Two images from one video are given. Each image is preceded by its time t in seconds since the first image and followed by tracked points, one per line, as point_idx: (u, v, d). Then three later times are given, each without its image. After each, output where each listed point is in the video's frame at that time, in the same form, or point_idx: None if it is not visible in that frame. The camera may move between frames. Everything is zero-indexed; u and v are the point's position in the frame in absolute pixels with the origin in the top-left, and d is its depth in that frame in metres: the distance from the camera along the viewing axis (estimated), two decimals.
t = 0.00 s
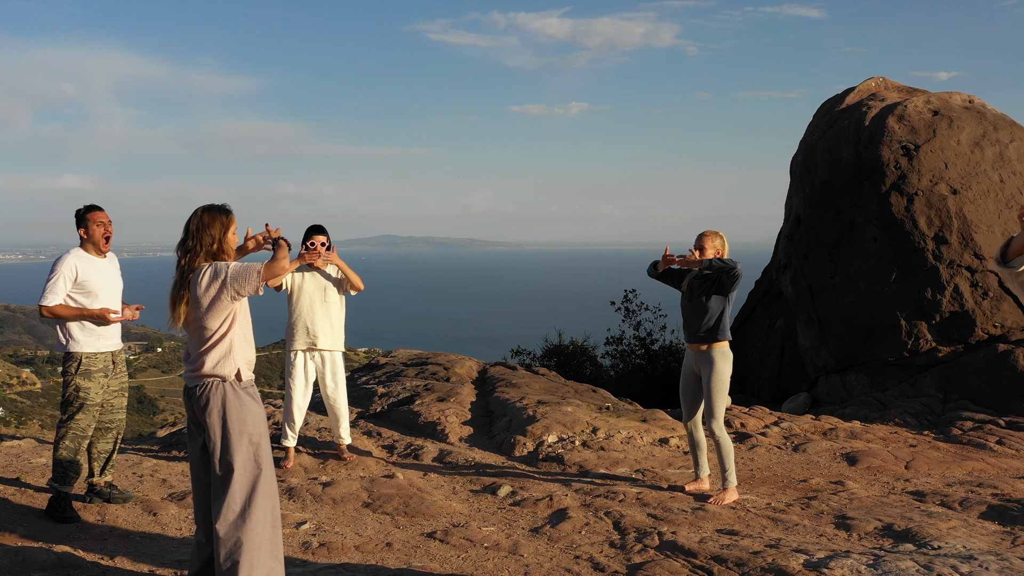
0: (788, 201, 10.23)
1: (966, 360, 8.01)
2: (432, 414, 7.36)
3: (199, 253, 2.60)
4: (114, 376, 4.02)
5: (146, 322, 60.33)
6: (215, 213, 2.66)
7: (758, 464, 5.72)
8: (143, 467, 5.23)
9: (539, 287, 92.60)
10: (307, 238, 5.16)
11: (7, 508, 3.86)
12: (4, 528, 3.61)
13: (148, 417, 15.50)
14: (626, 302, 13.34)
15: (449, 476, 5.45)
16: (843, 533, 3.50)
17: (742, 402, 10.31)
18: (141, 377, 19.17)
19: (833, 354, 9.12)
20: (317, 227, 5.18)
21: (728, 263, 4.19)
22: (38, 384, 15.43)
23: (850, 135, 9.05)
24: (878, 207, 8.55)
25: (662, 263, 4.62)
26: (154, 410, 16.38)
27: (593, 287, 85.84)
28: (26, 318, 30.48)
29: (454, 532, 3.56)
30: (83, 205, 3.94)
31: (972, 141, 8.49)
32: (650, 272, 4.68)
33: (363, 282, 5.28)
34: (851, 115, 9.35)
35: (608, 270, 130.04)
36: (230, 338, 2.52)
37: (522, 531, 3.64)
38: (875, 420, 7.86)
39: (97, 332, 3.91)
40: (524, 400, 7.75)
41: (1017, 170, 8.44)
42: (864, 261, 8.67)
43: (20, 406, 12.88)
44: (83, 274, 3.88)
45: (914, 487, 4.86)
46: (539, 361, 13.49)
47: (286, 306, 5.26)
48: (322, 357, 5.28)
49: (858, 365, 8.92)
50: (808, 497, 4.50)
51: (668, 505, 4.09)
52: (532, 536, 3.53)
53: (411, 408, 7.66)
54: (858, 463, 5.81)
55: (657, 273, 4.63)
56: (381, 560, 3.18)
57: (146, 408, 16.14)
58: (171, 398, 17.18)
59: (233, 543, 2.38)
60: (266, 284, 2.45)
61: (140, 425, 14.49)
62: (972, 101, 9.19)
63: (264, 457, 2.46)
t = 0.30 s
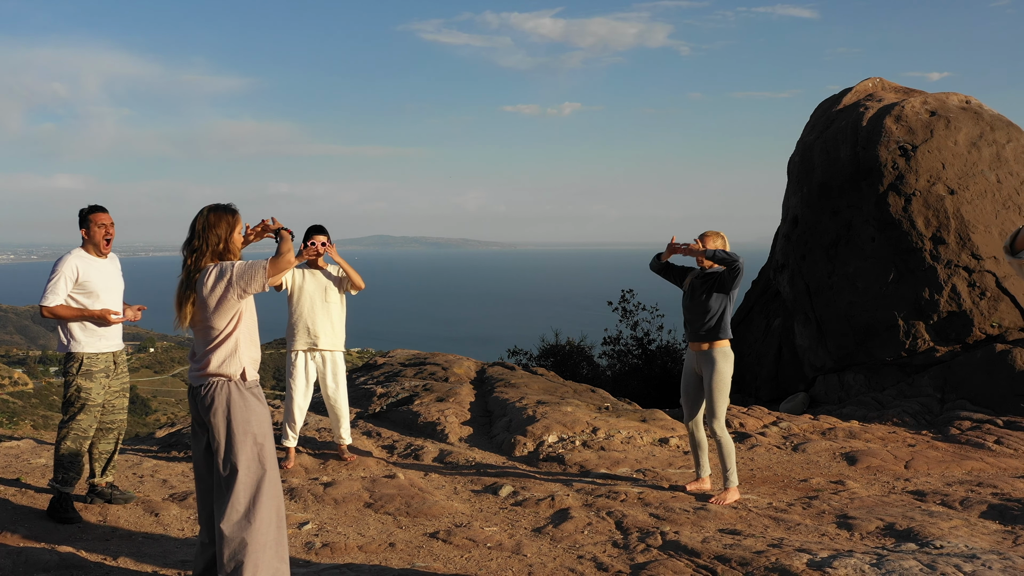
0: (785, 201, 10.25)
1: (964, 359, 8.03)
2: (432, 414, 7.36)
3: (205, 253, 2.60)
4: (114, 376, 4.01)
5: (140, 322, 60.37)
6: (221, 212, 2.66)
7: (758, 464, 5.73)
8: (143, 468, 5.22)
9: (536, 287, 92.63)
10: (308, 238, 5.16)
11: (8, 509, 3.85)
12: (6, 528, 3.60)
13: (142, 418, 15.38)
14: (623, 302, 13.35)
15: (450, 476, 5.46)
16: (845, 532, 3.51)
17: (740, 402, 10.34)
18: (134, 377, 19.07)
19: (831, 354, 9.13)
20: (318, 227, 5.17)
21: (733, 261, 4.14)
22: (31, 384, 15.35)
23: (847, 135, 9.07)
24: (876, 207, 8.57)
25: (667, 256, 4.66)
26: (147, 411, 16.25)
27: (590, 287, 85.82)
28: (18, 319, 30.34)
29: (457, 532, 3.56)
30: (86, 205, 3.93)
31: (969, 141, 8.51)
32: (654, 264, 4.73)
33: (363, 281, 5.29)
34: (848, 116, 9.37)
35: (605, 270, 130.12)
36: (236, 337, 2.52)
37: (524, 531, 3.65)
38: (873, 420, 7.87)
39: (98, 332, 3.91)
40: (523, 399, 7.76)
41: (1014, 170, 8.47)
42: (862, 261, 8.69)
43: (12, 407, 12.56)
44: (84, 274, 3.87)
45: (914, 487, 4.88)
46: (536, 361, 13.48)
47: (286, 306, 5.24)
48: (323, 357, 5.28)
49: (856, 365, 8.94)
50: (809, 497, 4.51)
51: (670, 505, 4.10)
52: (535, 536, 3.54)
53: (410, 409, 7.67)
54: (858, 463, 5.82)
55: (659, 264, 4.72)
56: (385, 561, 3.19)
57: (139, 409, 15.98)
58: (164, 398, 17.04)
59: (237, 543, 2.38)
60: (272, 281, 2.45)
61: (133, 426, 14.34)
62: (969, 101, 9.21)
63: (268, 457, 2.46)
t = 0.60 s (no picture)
0: (783, 202, 10.27)
1: (962, 360, 8.06)
2: (432, 414, 7.37)
3: (211, 253, 2.59)
4: (116, 377, 4.01)
5: (136, 322, 60.31)
6: (227, 212, 2.65)
7: (758, 463, 5.74)
8: (143, 468, 5.23)
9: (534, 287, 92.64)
10: (309, 239, 5.17)
11: (9, 510, 3.84)
12: (8, 529, 3.60)
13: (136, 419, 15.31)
14: (620, 302, 13.37)
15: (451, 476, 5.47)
16: (847, 532, 3.53)
17: (738, 402, 10.35)
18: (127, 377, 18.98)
19: (829, 354, 9.15)
20: (319, 227, 5.18)
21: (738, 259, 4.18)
22: (24, 384, 15.27)
23: (844, 136, 9.08)
24: (873, 207, 8.59)
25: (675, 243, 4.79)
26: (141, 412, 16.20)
27: (588, 287, 85.78)
28: (12, 319, 30.24)
29: (460, 532, 3.57)
30: (88, 205, 3.93)
31: (966, 142, 8.53)
32: (660, 254, 4.83)
33: (364, 281, 5.29)
34: (845, 116, 9.39)
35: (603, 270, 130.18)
36: (242, 338, 2.52)
37: (527, 531, 3.66)
38: (871, 420, 7.89)
39: (100, 333, 3.90)
40: (523, 400, 7.77)
41: (1011, 171, 8.50)
42: (860, 261, 8.71)
43: (4, 406, 12.43)
44: (86, 275, 3.87)
45: (914, 487, 4.89)
46: (533, 362, 13.46)
47: (287, 306, 5.24)
48: (324, 357, 5.28)
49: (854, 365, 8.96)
50: (810, 497, 4.52)
51: (671, 505, 4.10)
52: (538, 537, 3.54)
53: (409, 409, 7.67)
54: (858, 462, 5.84)
55: (664, 257, 4.82)
56: (388, 561, 3.19)
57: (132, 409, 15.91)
58: (158, 398, 16.94)
59: (243, 544, 2.38)
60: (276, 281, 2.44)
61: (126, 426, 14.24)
62: (966, 102, 9.24)
63: (273, 458, 2.47)
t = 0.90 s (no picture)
0: (779, 202, 10.28)
1: (958, 360, 8.09)
2: (430, 414, 7.37)
3: (214, 254, 2.59)
4: (116, 378, 4.00)
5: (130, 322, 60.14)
6: (230, 213, 2.65)
7: (757, 463, 5.75)
8: (142, 469, 5.22)
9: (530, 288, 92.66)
10: (308, 240, 5.16)
11: (8, 511, 3.82)
12: (8, 530, 3.58)
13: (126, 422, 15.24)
14: (616, 302, 13.39)
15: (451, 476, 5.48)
16: (847, 531, 3.53)
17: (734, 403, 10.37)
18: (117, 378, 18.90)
19: (825, 355, 9.17)
20: (318, 228, 5.17)
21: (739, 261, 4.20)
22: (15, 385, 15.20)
23: (841, 137, 9.10)
24: (870, 208, 8.60)
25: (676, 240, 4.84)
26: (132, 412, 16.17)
27: (584, 287, 85.76)
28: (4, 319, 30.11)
29: (462, 533, 3.57)
30: (88, 207, 3.93)
31: (961, 143, 8.55)
32: (660, 254, 4.87)
33: (364, 281, 5.28)
34: (841, 117, 9.41)
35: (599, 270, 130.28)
36: (246, 339, 2.52)
37: (528, 531, 3.66)
38: (869, 420, 7.91)
39: (100, 334, 3.90)
40: (521, 400, 7.78)
41: (1007, 172, 8.54)
42: (856, 262, 8.73)
43: None
44: (85, 276, 3.87)
45: (913, 487, 4.91)
46: (527, 364, 13.44)
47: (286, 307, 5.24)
48: (323, 358, 5.27)
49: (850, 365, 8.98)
50: (810, 497, 4.53)
51: (672, 506, 4.11)
52: (539, 537, 3.55)
53: (407, 409, 7.67)
54: (856, 462, 5.86)
55: (665, 257, 4.84)
56: (391, 562, 3.19)
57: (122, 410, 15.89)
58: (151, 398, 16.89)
59: (247, 544, 2.37)
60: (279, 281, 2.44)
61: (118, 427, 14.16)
62: (962, 103, 9.27)
63: (277, 458, 2.46)
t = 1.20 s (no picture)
0: (773, 202, 10.31)
1: (952, 359, 8.12)
2: (427, 414, 7.37)
3: (217, 254, 2.58)
4: (114, 378, 3.98)
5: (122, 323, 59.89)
6: (232, 213, 2.64)
7: (754, 463, 5.77)
8: (140, 470, 5.20)
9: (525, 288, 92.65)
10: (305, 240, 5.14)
11: (6, 512, 3.80)
12: (6, 531, 3.56)
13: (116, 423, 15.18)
14: (610, 302, 13.41)
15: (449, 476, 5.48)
16: (846, 531, 3.55)
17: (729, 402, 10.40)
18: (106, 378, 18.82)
19: (820, 354, 9.19)
20: (315, 227, 5.14)
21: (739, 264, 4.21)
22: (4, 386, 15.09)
23: (835, 138, 9.13)
24: (864, 208, 8.63)
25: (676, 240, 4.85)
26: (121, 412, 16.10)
27: (579, 287, 85.72)
28: None
29: (462, 532, 3.57)
30: (88, 207, 3.90)
31: (955, 143, 8.59)
32: (658, 255, 4.87)
33: (362, 281, 5.25)
34: (836, 118, 9.44)
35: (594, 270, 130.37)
36: (249, 339, 2.52)
37: (527, 531, 3.66)
38: (864, 419, 7.94)
39: (98, 334, 3.88)
40: (518, 400, 7.79)
41: (1000, 172, 8.58)
42: (851, 261, 8.76)
43: None
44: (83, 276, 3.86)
45: (910, 486, 4.93)
46: (521, 364, 13.43)
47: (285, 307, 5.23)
48: (321, 358, 5.25)
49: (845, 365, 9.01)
50: (808, 496, 4.55)
51: (670, 505, 4.12)
52: (539, 537, 3.55)
53: (404, 409, 7.66)
54: (852, 462, 5.88)
55: (663, 258, 4.85)
56: (391, 562, 3.19)
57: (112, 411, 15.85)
58: (140, 398, 16.82)
59: (250, 545, 2.37)
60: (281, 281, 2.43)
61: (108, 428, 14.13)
62: (955, 103, 9.31)
63: (280, 459, 2.46)
